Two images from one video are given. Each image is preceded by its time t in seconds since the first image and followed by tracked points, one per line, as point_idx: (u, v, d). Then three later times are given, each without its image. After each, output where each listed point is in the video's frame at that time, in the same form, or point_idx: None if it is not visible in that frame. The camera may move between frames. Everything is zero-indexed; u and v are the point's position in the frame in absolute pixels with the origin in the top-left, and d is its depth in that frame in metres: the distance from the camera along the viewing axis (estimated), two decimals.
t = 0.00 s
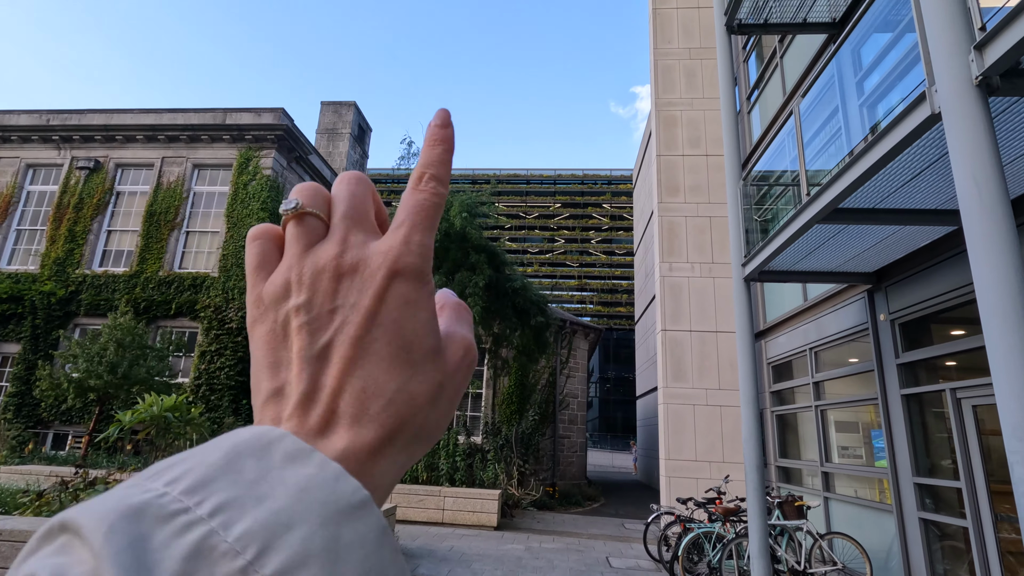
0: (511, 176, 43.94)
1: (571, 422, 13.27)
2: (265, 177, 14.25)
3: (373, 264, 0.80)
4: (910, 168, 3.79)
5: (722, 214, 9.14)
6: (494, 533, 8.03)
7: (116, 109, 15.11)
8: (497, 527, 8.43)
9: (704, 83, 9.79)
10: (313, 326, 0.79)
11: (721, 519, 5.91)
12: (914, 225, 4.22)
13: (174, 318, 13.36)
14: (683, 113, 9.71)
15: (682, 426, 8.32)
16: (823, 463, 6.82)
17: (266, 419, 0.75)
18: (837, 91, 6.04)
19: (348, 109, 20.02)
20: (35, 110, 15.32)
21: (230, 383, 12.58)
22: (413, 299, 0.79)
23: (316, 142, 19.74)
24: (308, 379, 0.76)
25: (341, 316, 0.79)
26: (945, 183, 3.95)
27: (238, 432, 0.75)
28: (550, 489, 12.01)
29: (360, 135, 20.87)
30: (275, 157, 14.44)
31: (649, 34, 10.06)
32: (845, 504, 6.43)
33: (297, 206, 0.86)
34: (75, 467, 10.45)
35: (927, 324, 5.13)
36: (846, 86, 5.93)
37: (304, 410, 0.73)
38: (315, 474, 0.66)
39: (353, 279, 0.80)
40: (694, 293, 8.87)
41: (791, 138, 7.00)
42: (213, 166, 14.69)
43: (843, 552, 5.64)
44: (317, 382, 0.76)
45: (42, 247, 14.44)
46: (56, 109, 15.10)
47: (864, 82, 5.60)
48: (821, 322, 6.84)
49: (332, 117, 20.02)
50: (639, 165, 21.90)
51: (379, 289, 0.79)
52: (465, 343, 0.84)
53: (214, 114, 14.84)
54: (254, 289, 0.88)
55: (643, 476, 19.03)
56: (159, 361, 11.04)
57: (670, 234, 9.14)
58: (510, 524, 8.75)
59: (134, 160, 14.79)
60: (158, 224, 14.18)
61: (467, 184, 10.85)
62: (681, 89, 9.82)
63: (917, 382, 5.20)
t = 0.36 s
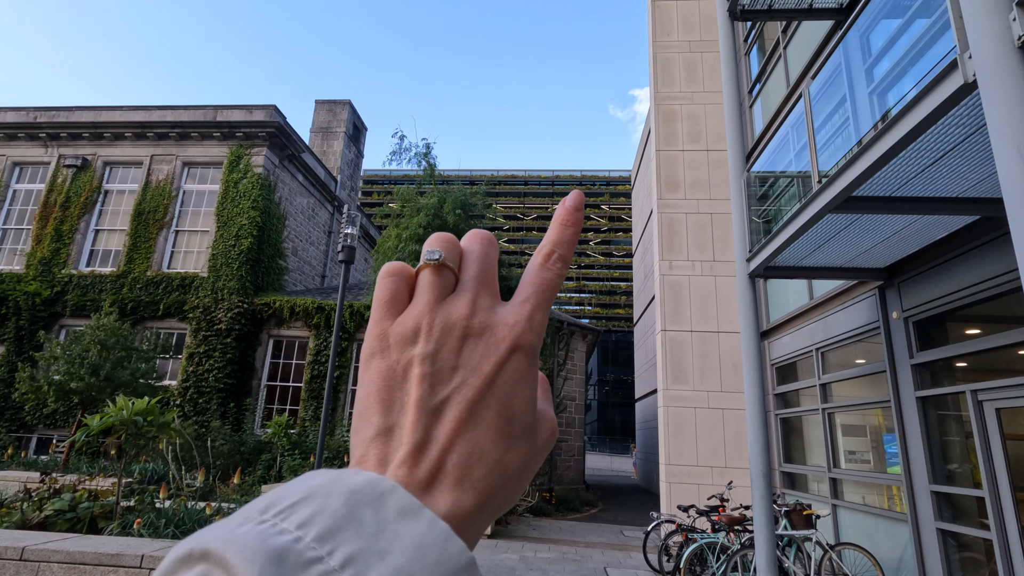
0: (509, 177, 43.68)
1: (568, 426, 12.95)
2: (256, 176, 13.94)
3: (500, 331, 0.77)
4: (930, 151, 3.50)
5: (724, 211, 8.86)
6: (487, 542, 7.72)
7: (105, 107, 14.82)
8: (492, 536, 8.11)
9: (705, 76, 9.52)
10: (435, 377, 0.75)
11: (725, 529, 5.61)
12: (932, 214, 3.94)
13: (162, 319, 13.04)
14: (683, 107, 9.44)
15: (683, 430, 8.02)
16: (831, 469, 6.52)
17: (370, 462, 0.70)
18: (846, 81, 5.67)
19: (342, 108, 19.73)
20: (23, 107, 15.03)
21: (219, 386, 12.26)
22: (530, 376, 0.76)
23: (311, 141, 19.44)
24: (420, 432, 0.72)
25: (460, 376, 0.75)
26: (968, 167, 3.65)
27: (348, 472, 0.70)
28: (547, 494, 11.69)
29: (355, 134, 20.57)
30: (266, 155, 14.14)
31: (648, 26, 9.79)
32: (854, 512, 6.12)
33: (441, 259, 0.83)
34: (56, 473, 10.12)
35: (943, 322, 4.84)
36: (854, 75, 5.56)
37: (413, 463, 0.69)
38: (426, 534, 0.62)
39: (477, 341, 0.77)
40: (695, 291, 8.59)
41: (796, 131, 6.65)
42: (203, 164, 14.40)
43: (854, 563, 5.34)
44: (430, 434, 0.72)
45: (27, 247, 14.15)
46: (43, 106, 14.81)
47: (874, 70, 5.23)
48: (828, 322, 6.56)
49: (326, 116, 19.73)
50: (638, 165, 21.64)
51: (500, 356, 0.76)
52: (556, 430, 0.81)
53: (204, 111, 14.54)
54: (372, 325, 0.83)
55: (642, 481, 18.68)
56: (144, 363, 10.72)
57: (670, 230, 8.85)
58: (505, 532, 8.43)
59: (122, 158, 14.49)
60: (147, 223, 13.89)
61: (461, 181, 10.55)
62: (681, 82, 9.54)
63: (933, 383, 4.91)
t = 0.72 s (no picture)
0: (506, 176, 43.45)
1: (565, 426, 12.65)
2: (245, 171, 13.64)
3: (233, 340, 0.78)
4: (952, 117, 3.24)
5: (724, 203, 8.61)
6: (479, 545, 7.43)
7: (92, 101, 14.52)
8: (484, 539, 7.82)
9: (703, 66, 9.26)
10: (163, 389, 0.76)
11: (726, 532, 5.33)
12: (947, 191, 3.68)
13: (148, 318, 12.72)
14: (680, 97, 9.18)
15: (682, 429, 7.75)
16: (836, 469, 6.24)
17: (88, 476, 0.72)
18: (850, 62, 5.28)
19: (336, 105, 19.45)
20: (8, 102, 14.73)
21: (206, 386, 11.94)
22: (268, 377, 0.77)
23: (303, 138, 19.16)
24: (144, 440, 0.74)
25: (191, 386, 0.76)
26: (989, 139, 3.41)
27: (71, 487, 0.72)
28: (543, 496, 11.38)
29: (349, 130, 20.29)
30: (256, 150, 13.85)
31: (645, 15, 9.53)
32: (862, 514, 5.83)
33: (169, 275, 0.82)
34: (36, 474, 9.81)
35: (957, 311, 4.57)
36: (859, 55, 5.18)
37: (133, 470, 0.71)
38: (128, 538, 0.66)
39: (210, 352, 0.78)
40: (693, 285, 8.32)
41: (799, 119, 6.29)
42: (192, 160, 14.11)
43: (863, 567, 5.06)
44: (152, 443, 0.74)
45: (10, 244, 13.89)
46: (28, 101, 14.52)
47: (880, 48, 4.89)
48: (832, 314, 6.29)
49: (320, 113, 19.45)
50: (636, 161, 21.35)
51: (234, 363, 0.77)
52: (313, 421, 0.82)
53: (193, 106, 14.25)
54: (109, 347, 0.82)
55: (641, 482, 18.37)
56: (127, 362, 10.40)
57: (668, 224, 8.60)
58: (498, 535, 8.15)
59: (109, 153, 14.20)
60: (133, 219, 13.60)
61: (454, 174, 10.26)
62: (678, 72, 9.29)
63: (946, 377, 4.63)
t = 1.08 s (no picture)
0: (503, 177, 43.25)
1: (560, 429, 12.36)
2: (234, 169, 13.36)
3: None
4: (977, 89, 2.99)
5: (723, 199, 8.37)
6: (469, 554, 7.16)
7: (79, 98, 14.24)
8: (475, 547, 7.54)
9: (701, 59, 9.03)
10: None
11: (726, 542, 5.07)
12: (964, 177, 3.44)
13: (134, 318, 12.45)
14: (678, 91, 8.94)
15: (680, 432, 7.48)
16: (841, 474, 5.98)
17: None
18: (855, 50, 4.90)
19: (330, 104, 19.19)
20: None
21: (193, 388, 11.64)
22: None
23: (296, 137, 18.89)
24: None
25: None
26: (1011, 118, 3.17)
27: None
28: (537, 501, 11.11)
29: (343, 129, 20.04)
30: (246, 147, 13.58)
31: (641, 7, 9.27)
32: (868, 522, 5.57)
33: None
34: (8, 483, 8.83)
35: (969, 308, 4.33)
36: (865, 43, 4.79)
37: None
38: None
39: None
40: (691, 284, 8.08)
41: (801, 113, 5.97)
42: (180, 157, 13.84)
43: None
44: None
45: None
46: (14, 98, 14.24)
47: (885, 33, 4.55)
48: (836, 313, 6.05)
49: (313, 111, 19.19)
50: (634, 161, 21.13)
51: None
52: None
53: (182, 103, 13.97)
54: None
55: (639, 486, 18.06)
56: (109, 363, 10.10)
57: (665, 221, 8.34)
58: (489, 543, 7.87)
59: (96, 151, 13.92)
60: (120, 218, 13.32)
61: (446, 171, 9.99)
62: (676, 66, 9.05)
63: (958, 378, 4.39)
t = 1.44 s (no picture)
0: (500, 179, 43.04)
1: (556, 432, 12.01)
2: (223, 165, 13.03)
3: None
4: (1013, 44, 2.67)
5: (724, 192, 8.08)
6: (459, 561, 6.82)
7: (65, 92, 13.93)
8: (465, 555, 7.20)
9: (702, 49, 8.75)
10: None
11: (730, 550, 4.75)
12: (991, 150, 3.14)
13: (117, 318, 12.07)
14: (677, 81, 8.66)
15: (680, 434, 7.17)
16: (850, 478, 5.65)
17: None
18: (860, 27, 4.35)
19: (323, 101, 18.89)
20: None
21: (177, 389, 11.28)
22: None
23: (289, 135, 18.57)
24: None
25: None
26: None
27: None
28: (532, 507, 10.76)
29: (336, 127, 19.75)
30: (235, 143, 13.26)
31: None
32: (879, 529, 5.26)
33: None
34: None
35: (992, 299, 4.03)
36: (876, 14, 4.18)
37: None
38: None
39: None
40: (692, 280, 7.78)
41: (806, 99, 5.55)
42: (168, 153, 13.53)
43: None
44: None
45: None
46: None
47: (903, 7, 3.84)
48: (845, 307, 5.75)
49: (306, 109, 18.89)
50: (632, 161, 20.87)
51: None
52: None
53: (171, 98, 13.64)
54: None
55: (637, 491, 17.69)
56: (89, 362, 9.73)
57: (664, 215, 8.04)
58: (481, 550, 7.53)
59: (81, 146, 13.60)
60: (105, 215, 12.99)
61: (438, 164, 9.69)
62: (675, 56, 8.76)
63: (981, 373, 4.08)
